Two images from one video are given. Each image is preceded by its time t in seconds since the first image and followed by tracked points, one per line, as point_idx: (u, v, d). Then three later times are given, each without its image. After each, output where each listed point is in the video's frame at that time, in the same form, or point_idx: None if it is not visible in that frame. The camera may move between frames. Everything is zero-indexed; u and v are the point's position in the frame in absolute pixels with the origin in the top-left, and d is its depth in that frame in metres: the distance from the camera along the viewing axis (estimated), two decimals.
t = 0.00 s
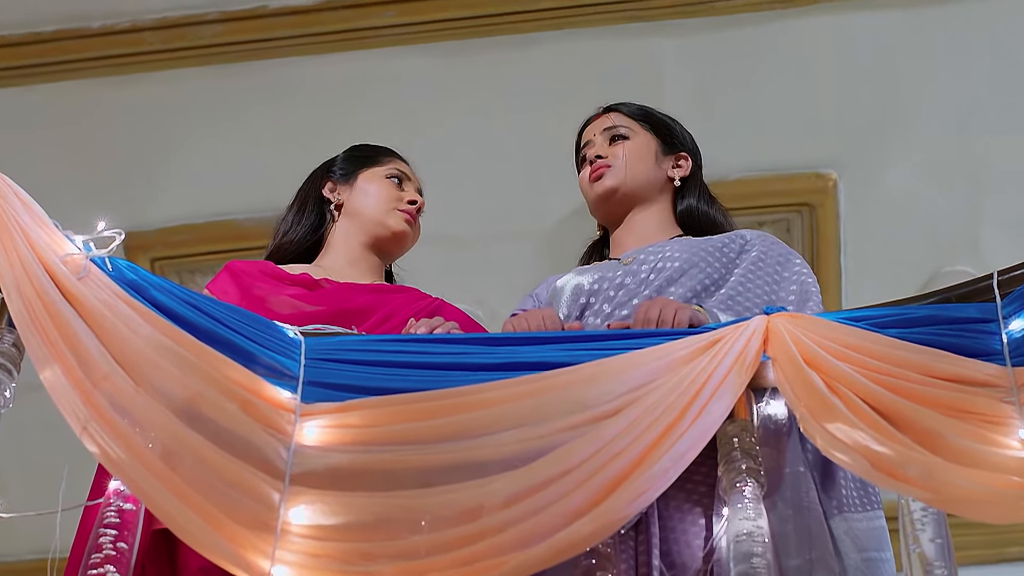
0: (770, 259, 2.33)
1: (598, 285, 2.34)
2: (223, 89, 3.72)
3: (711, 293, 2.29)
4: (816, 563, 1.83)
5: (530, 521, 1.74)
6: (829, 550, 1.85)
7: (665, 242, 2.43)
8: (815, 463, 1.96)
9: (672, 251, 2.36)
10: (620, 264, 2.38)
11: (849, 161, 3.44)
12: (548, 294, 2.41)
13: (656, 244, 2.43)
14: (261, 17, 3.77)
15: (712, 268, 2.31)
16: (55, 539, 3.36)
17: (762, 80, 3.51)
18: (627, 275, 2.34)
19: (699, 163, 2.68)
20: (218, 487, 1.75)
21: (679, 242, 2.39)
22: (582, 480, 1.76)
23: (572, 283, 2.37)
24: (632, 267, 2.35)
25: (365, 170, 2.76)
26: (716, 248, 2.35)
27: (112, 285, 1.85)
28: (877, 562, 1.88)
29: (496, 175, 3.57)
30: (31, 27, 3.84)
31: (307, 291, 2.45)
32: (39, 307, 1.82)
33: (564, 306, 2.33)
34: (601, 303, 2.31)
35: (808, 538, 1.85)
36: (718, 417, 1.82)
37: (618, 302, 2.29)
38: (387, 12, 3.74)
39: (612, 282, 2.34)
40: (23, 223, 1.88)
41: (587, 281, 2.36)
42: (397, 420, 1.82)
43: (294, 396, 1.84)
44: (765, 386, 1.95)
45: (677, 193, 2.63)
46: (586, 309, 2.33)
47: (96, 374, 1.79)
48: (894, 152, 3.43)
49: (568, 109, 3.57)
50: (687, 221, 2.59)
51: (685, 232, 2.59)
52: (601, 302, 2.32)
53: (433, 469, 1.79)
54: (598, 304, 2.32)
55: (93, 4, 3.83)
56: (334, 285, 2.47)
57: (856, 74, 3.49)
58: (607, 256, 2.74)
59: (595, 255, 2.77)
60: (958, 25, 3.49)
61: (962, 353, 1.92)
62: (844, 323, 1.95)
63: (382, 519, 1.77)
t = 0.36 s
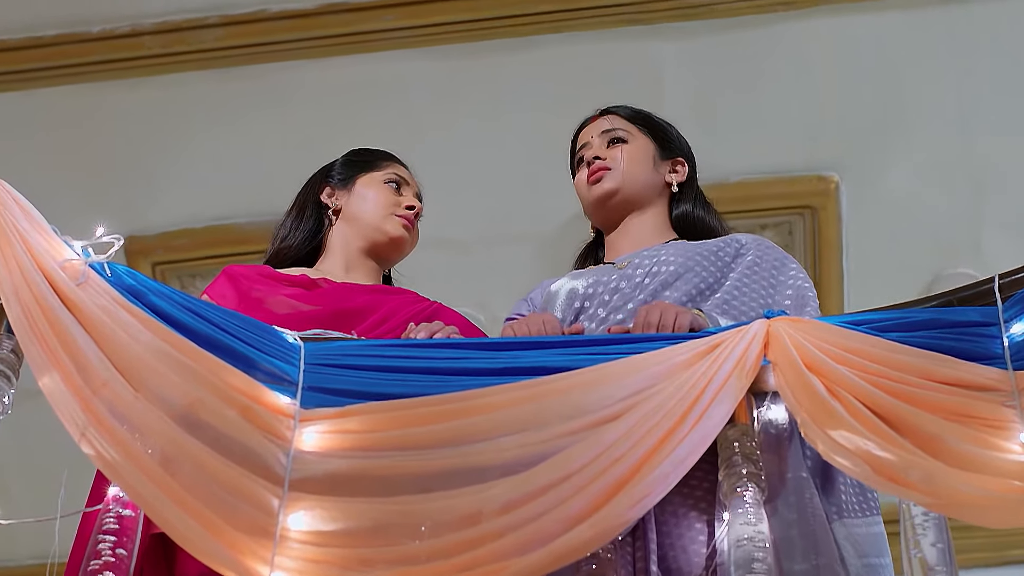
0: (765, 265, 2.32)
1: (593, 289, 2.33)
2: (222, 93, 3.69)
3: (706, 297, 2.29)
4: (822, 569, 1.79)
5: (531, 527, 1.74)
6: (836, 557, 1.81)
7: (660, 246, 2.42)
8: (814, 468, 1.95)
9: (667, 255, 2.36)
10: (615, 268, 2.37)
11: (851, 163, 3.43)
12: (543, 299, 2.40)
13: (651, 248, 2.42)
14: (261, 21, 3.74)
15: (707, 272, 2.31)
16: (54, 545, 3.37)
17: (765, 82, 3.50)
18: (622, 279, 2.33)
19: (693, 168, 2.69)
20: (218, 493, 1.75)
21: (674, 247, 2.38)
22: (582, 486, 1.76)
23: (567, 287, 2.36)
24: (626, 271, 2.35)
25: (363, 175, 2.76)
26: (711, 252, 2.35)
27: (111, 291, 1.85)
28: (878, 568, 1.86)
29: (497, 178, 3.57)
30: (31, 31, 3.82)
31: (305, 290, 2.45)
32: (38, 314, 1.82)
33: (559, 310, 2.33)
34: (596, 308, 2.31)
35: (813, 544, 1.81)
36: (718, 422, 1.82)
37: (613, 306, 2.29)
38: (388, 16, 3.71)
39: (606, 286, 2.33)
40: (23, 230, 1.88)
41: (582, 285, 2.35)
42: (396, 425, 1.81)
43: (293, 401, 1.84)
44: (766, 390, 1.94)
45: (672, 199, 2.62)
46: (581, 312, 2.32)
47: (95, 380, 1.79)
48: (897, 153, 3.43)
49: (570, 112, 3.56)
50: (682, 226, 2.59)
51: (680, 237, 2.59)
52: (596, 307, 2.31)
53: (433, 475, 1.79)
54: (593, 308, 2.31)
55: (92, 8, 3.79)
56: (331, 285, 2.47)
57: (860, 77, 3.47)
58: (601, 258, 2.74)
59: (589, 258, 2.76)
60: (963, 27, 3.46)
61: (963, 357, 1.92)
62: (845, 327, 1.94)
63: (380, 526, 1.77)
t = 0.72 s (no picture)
0: (762, 267, 2.32)
1: (591, 292, 2.33)
2: (223, 97, 3.69)
3: (702, 301, 2.29)
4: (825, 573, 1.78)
5: (531, 531, 1.74)
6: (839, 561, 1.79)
7: (657, 249, 2.42)
8: (812, 473, 1.95)
9: (665, 258, 2.36)
10: (613, 272, 2.37)
11: (852, 166, 3.43)
12: (539, 302, 2.39)
13: (648, 251, 2.42)
14: (262, 25, 3.75)
15: (704, 276, 2.31)
16: (54, 549, 3.38)
17: (766, 86, 3.50)
18: (620, 282, 2.32)
19: (689, 173, 2.69)
20: (218, 498, 1.75)
21: (672, 250, 2.38)
22: (582, 490, 1.75)
23: (564, 291, 2.36)
24: (624, 274, 2.34)
25: (360, 177, 2.76)
26: (710, 255, 2.35)
27: (111, 295, 1.85)
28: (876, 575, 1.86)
29: (498, 182, 3.57)
30: (31, 35, 3.81)
31: (302, 292, 2.45)
32: (38, 318, 1.82)
33: (557, 313, 2.33)
34: (594, 311, 2.31)
35: (815, 548, 1.80)
36: (718, 425, 1.82)
37: (611, 310, 2.29)
38: (389, 19, 3.71)
39: (604, 290, 2.33)
40: (22, 234, 1.88)
41: (579, 288, 2.35)
42: (396, 429, 1.81)
43: (293, 406, 1.84)
44: (766, 394, 1.94)
45: (668, 204, 2.62)
46: (578, 315, 2.32)
47: (95, 385, 1.79)
48: (898, 157, 3.43)
49: (570, 116, 3.56)
50: (678, 232, 2.59)
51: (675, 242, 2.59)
52: (593, 310, 2.31)
53: (433, 479, 1.79)
54: (590, 311, 2.31)
55: (92, 11, 3.79)
56: (328, 286, 2.47)
57: (860, 80, 3.46)
58: (595, 257, 2.73)
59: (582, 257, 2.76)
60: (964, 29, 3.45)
61: (964, 360, 1.91)
62: (845, 330, 1.94)
63: (381, 530, 1.76)
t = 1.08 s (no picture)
0: (764, 269, 2.32)
1: (593, 294, 2.33)
2: (223, 100, 3.69)
3: (704, 302, 2.29)
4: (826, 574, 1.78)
5: (532, 533, 1.74)
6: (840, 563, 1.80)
7: (659, 251, 2.42)
8: (813, 475, 1.95)
9: (667, 260, 2.36)
10: (614, 274, 2.37)
11: (852, 169, 3.44)
12: (541, 304, 2.40)
13: (651, 253, 2.42)
14: (262, 27, 3.74)
15: (706, 277, 2.31)
16: (56, 551, 3.38)
17: (767, 88, 3.49)
18: (622, 284, 2.33)
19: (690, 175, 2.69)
20: (220, 499, 1.75)
21: (674, 251, 2.38)
22: (583, 492, 1.75)
23: (567, 293, 2.36)
24: (626, 276, 2.34)
25: (360, 177, 2.76)
26: (712, 257, 2.35)
27: (112, 296, 1.85)
28: None
29: (498, 184, 3.57)
30: (31, 37, 3.80)
31: (302, 293, 2.44)
32: (39, 319, 1.82)
33: (559, 316, 2.34)
34: (596, 313, 2.31)
35: (816, 549, 1.80)
36: (720, 427, 1.82)
37: (613, 312, 2.29)
38: (389, 21, 3.71)
39: (606, 292, 2.33)
40: (24, 235, 1.88)
41: (582, 290, 2.35)
42: (398, 431, 1.81)
43: (294, 407, 1.84)
44: (767, 396, 1.93)
45: (670, 205, 2.62)
46: (581, 318, 2.32)
47: (96, 386, 1.79)
48: (898, 159, 3.43)
49: (570, 118, 3.57)
50: (680, 233, 2.59)
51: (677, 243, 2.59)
52: (595, 312, 2.31)
53: (434, 481, 1.79)
54: (592, 313, 2.31)
55: (93, 14, 3.79)
56: (327, 287, 2.47)
57: (861, 82, 3.46)
58: (597, 258, 2.74)
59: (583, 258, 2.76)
60: (966, 31, 3.45)
61: (965, 361, 1.91)
62: (846, 332, 1.94)
63: (382, 532, 1.77)
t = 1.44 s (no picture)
0: (767, 270, 2.32)
1: (597, 297, 2.33)
2: (224, 103, 3.70)
3: (707, 304, 2.29)
4: None
5: (533, 535, 1.74)
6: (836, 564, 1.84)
7: (662, 253, 2.43)
8: (815, 476, 1.96)
9: (670, 262, 2.36)
10: (619, 276, 2.37)
11: (852, 172, 3.44)
12: (545, 307, 2.39)
13: (654, 255, 2.42)
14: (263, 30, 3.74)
15: (710, 278, 2.31)
16: (56, 554, 3.37)
17: (767, 91, 3.50)
18: (625, 287, 2.33)
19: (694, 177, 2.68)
20: (220, 502, 1.75)
21: (677, 253, 2.38)
22: (583, 495, 1.75)
23: (571, 295, 2.36)
24: (630, 278, 2.34)
25: (359, 181, 2.76)
26: (716, 258, 2.35)
27: (112, 298, 1.85)
28: None
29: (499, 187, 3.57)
30: (32, 40, 3.81)
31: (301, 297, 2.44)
32: (40, 322, 1.83)
33: (563, 318, 2.33)
34: (600, 315, 2.31)
35: (814, 551, 1.83)
36: (720, 430, 1.82)
37: (616, 314, 2.29)
38: (390, 24, 3.72)
39: (610, 294, 2.33)
40: (24, 238, 1.88)
41: (586, 293, 2.35)
42: (398, 434, 1.81)
43: (294, 410, 1.84)
44: (767, 399, 1.93)
45: (674, 207, 2.62)
46: (584, 320, 2.32)
47: (97, 389, 1.79)
48: (898, 163, 3.43)
49: (571, 121, 3.57)
50: (684, 235, 2.60)
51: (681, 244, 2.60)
52: (599, 315, 2.31)
53: (435, 484, 1.79)
54: (596, 316, 2.31)
55: (94, 17, 3.80)
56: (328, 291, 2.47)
57: (861, 86, 3.47)
58: (601, 260, 2.74)
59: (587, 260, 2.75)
60: (965, 35, 3.47)
61: (965, 364, 1.92)
62: (847, 335, 1.94)
63: (383, 535, 1.77)
